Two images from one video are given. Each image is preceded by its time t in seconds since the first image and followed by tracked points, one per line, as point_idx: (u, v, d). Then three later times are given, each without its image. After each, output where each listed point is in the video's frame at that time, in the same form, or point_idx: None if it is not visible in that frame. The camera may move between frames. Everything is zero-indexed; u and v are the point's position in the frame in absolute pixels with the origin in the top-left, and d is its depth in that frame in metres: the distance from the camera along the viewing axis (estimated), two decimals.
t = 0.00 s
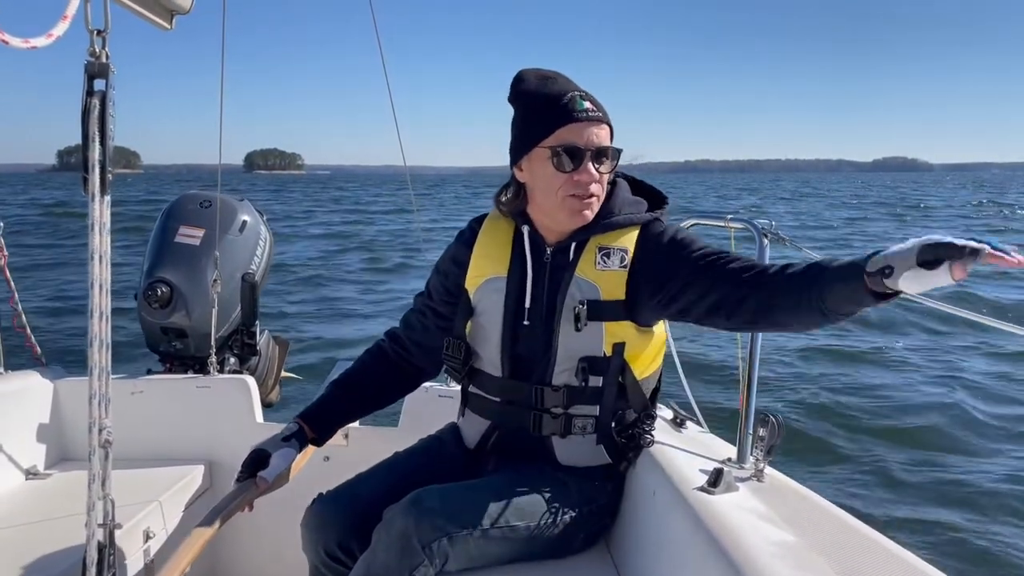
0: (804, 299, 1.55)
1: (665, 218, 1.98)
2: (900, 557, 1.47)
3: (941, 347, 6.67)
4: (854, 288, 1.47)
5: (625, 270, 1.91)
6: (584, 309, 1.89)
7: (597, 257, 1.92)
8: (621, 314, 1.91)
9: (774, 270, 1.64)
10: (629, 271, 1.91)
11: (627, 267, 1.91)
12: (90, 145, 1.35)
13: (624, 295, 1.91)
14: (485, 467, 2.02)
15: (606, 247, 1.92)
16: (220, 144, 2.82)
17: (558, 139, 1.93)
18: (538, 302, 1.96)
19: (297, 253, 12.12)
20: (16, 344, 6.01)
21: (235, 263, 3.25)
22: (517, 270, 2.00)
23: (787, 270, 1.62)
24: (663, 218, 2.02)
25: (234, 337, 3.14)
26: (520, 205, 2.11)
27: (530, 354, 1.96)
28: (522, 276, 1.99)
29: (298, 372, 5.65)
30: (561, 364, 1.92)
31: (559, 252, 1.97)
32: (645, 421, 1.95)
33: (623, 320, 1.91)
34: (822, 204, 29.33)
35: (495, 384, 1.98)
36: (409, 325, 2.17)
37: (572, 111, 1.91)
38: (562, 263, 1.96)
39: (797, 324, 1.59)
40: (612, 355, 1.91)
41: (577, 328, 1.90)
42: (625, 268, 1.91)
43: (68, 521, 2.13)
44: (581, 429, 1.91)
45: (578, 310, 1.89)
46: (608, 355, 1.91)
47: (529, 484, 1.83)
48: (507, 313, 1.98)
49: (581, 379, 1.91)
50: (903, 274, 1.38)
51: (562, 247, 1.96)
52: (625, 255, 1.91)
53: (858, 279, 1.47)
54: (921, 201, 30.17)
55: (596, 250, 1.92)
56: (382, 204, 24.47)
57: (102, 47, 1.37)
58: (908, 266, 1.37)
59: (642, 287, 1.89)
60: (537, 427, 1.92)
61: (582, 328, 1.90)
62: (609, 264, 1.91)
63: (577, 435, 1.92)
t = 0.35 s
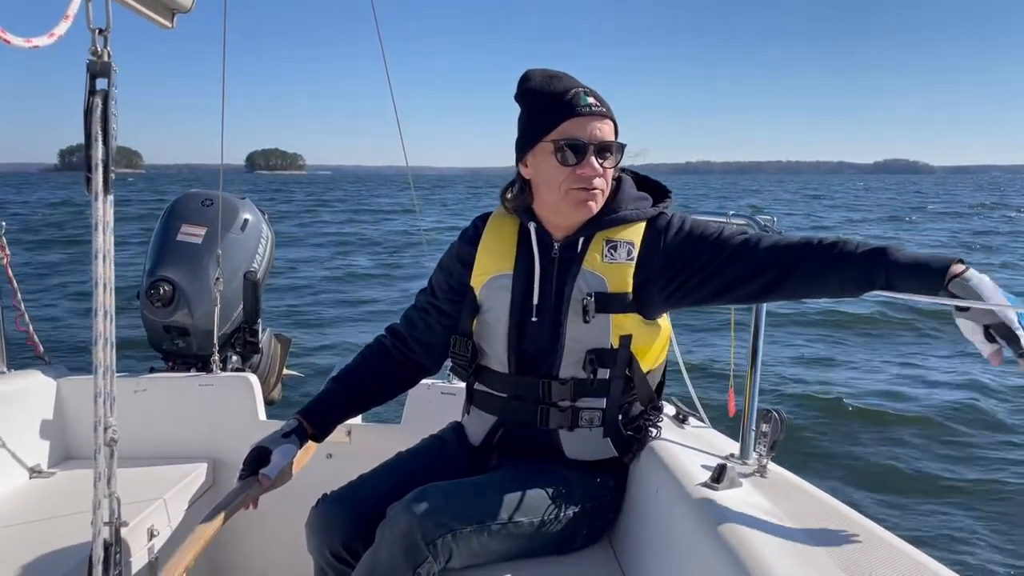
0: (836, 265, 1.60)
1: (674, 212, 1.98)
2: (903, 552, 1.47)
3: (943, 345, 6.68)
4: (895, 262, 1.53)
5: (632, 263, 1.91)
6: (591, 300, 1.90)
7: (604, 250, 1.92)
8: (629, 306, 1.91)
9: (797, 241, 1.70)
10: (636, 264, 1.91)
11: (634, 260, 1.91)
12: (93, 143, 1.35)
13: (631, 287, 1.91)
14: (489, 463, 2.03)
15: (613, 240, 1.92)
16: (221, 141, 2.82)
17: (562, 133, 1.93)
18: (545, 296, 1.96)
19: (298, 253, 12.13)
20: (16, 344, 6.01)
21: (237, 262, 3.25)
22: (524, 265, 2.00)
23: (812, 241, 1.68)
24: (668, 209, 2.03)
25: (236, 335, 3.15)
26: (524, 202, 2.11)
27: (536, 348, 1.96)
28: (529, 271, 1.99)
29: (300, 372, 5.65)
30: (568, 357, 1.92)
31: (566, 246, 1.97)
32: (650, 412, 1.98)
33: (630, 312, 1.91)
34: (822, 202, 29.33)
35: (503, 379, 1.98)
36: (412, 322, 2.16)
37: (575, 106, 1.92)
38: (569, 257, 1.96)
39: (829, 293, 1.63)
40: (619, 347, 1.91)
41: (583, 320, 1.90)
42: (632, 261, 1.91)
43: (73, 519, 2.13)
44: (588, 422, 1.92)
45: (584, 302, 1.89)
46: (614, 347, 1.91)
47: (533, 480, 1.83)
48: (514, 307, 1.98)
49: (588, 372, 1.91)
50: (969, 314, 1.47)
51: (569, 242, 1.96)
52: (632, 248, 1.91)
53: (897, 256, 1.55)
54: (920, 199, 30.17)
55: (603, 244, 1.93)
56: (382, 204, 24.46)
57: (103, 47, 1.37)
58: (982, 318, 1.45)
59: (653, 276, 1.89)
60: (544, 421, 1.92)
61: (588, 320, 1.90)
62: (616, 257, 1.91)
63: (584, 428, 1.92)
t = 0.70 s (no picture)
0: (830, 266, 1.59)
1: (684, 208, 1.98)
2: (903, 547, 1.47)
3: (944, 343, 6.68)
4: (882, 267, 1.52)
5: (636, 259, 1.91)
6: (592, 297, 1.90)
7: (608, 246, 1.92)
8: (632, 303, 1.90)
9: (800, 241, 1.69)
10: (640, 260, 1.91)
11: (638, 256, 1.91)
12: (95, 139, 1.35)
13: (635, 284, 1.90)
14: (490, 458, 2.03)
15: (618, 236, 1.92)
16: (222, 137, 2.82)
17: (565, 127, 1.93)
18: (549, 291, 1.96)
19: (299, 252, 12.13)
20: (18, 342, 6.00)
21: (237, 256, 3.25)
22: (530, 261, 2.00)
23: (814, 240, 1.67)
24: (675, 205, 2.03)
25: (237, 329, 3.15)
26: (532, 198, 2.11)
27: (540, 344, 1.96)
28: (535, 266, 1.99)
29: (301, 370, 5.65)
30: (570, 353, 1.92)
31: (572, 241, 1.97)
32: (651, 411, 1.98)
33: (633, 309, 1.90)
34: (823, 202, 29.27)
35: (505, 372, 1.98)
36: (419, 315, 2.17)
37: (577, 100, 1.92)
38: (574, 252, 1.96)
39: (825, 293, 1.62)
40: (622, 344, 1.91)
41: (585, 316, 1.90)
42: (637, 258, 1.91)
43: (74, 513, 2.13)
44: (589, 418, 1.92)
45: (586, 298, 1.89)
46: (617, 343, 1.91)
47: (534, 476, 1.83)
48: (518, 302, 1.98)
49: (589, 368, 1.91)
50: (917, 331, 1.39)
51: (574, 237, 1.96)
52: (636, 245, 1.92)
53: (886, 262, 1.54)
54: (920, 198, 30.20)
55: (608, 239, 1.93)
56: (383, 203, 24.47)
57: (106, 41, 1.37)
58: (930, 332, 1.38)
59: (660, 272, 1.89)
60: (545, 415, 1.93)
61: (589, 317, 1.90)
62: (620, 253, 1.91)
63: (584, 424, 1.92)
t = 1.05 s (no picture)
0: (828, 268, 1.58)
1: (683, 209, 1.97)
2: (902, 549, 1.47)
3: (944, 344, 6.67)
4: (878, 269, 1.51)
5: (634, 261, 1.91)
6: (591, 299, 1.89)
7: (606, 247, 1.92)
8: (630, 304, 1.90)
9: (800, 244, 1.68)
10: (638, 262, 1.92)
11: (636, 257, 1.91)
12: (97, 137, 1.35)
13: (633, 285, 1.91)
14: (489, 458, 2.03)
15: (616, 237, 1.92)
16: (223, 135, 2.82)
17: (564, 129, 1.93)
18: (548, 292, 1.96)
19: (300, 253, 12.14)
20: (18, 341, 6.00)
21: (238, 255, 3.25)
22: (529, 262, 2.00)
23: (813, 243, 1.67)
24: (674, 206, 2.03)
25: (238, 328, 3.15)
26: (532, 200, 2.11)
27: (538, 344, 1.96)
28: (534, 267, 1.99)
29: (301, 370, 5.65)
30: (568, 354, 1.92)
31: (570, 242, 1.97)
32: (650, 412, 1.97)
33: (631, 311, 1.91)
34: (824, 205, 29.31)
35: (505, 373, 1.98)
36: (420, 316, 2.17)
37: (576, 102, 1.91)
38: (572, 253, 1.96)
39: (822, 295, 1.61)
40: (620, 345, 1.90)
41: (583, 317, 1.90)
42: (634, 259, 1.91)
43: (73, 511, 2.13)
44: (587, 419, 1.92)
45: (584, 299, 1.89)
46: (615, 345, 1.91)
47: (534, 477, 1.83)
48: (517, 303, 1.98)
49: (588, 369, 1.91)
50: (904, 335, 1.38)
51: (572, 239, 1.96)
52: (634, 245, 1.92)
53: (882, 265, 1.53)
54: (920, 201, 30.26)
55: (606, 240, 1.93)
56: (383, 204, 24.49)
57: (108, 39, 1.37)
58: (916, 340, 1.36)
59: (658, 274, 1.89)
60: (544, 416, 1.92)
61: (588, 318, 1.90)
62: (618, 255, 1.92)
63: (583, 425, 1.92)
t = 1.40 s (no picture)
0: (824, 273, 1.58)
1: (679, 213, 1.98)
2: (901, 554, 1.46)
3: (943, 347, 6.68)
4: (874, 274, 1.51)
5: (630, 267, 1.91)
6: (587, 305, 1.89)
7: (602, 253, 1.93)
8: (626, 310, 1.90)
9: (797, 251, 1.68)
10: (634, 268, 1.92)
11: (632, 263, 1.92)
12: (98, 139, 1.35)
13: (629, 291, 1.91)
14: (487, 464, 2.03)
15: (611, 243, 1.92)
16: (222, 140, 2.81)
17: (560, 140, 1.93)
18: (545, 299, 1.96)
19: (299, 256, 12.14)
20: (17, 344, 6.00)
21: (236, 258, 3.25)
22: (525, 269, 2.00)
23: (810, 250, 1.67)
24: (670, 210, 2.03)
25: (236, 332, 3.15)
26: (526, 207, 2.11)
27: (536, 350, 1.96)
28: (531, 274, 1.99)
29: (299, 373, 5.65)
30: (565, 360, 1.92)
31: (566, 249, 1.97)
32: (649, 418, 1.97)
33: (628, 317, 1.91)
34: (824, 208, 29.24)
35: (502, 380, 1.98)
36: (417, 321, 2.16)
37: (573, 114, 1.92)
38: (569, 260, 1.96)
39: (818, 301, 1.61)
40: (617, 352, 1.91)
41: (579, 324, 1.90)
42: (630, 264, 1.92)
43: (70, 515, 2.13)
44: (585, 425, 1.91)
45: (581, 305, 1.89)
46: (612, 351, 1.91)
47: (531, 483, 1.83)
48: (515, 309, 1.98)
49: (584, 376, 1.91)
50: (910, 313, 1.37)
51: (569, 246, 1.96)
52: (630, 251, 1.92)
53: (878, 270, 1.53)
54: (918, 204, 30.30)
55: (602, 246, 1.93)
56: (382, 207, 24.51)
57: (110, 42, 1.37)
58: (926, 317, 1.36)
59: (654, 279, 1.89)
60: (541, 422, 1.92)
61: (584, 325, 1.90)
62: (614, 261, 1.92)
63: (580, 431, 1.92)
